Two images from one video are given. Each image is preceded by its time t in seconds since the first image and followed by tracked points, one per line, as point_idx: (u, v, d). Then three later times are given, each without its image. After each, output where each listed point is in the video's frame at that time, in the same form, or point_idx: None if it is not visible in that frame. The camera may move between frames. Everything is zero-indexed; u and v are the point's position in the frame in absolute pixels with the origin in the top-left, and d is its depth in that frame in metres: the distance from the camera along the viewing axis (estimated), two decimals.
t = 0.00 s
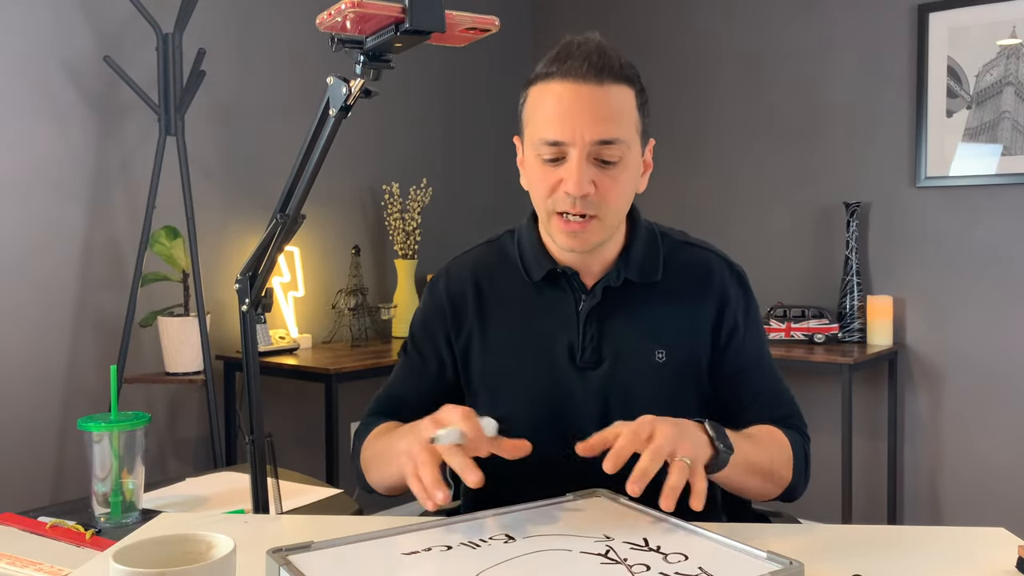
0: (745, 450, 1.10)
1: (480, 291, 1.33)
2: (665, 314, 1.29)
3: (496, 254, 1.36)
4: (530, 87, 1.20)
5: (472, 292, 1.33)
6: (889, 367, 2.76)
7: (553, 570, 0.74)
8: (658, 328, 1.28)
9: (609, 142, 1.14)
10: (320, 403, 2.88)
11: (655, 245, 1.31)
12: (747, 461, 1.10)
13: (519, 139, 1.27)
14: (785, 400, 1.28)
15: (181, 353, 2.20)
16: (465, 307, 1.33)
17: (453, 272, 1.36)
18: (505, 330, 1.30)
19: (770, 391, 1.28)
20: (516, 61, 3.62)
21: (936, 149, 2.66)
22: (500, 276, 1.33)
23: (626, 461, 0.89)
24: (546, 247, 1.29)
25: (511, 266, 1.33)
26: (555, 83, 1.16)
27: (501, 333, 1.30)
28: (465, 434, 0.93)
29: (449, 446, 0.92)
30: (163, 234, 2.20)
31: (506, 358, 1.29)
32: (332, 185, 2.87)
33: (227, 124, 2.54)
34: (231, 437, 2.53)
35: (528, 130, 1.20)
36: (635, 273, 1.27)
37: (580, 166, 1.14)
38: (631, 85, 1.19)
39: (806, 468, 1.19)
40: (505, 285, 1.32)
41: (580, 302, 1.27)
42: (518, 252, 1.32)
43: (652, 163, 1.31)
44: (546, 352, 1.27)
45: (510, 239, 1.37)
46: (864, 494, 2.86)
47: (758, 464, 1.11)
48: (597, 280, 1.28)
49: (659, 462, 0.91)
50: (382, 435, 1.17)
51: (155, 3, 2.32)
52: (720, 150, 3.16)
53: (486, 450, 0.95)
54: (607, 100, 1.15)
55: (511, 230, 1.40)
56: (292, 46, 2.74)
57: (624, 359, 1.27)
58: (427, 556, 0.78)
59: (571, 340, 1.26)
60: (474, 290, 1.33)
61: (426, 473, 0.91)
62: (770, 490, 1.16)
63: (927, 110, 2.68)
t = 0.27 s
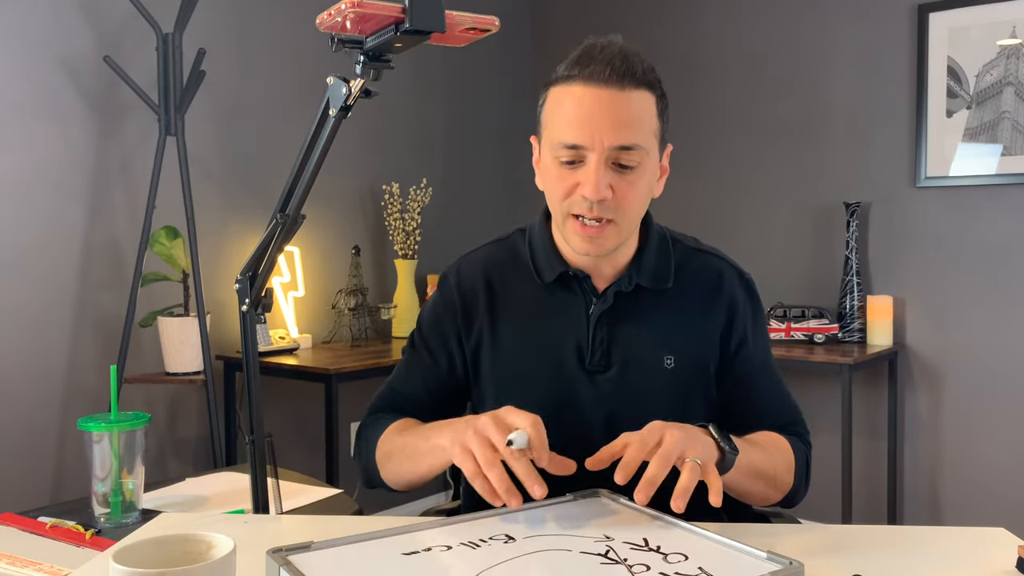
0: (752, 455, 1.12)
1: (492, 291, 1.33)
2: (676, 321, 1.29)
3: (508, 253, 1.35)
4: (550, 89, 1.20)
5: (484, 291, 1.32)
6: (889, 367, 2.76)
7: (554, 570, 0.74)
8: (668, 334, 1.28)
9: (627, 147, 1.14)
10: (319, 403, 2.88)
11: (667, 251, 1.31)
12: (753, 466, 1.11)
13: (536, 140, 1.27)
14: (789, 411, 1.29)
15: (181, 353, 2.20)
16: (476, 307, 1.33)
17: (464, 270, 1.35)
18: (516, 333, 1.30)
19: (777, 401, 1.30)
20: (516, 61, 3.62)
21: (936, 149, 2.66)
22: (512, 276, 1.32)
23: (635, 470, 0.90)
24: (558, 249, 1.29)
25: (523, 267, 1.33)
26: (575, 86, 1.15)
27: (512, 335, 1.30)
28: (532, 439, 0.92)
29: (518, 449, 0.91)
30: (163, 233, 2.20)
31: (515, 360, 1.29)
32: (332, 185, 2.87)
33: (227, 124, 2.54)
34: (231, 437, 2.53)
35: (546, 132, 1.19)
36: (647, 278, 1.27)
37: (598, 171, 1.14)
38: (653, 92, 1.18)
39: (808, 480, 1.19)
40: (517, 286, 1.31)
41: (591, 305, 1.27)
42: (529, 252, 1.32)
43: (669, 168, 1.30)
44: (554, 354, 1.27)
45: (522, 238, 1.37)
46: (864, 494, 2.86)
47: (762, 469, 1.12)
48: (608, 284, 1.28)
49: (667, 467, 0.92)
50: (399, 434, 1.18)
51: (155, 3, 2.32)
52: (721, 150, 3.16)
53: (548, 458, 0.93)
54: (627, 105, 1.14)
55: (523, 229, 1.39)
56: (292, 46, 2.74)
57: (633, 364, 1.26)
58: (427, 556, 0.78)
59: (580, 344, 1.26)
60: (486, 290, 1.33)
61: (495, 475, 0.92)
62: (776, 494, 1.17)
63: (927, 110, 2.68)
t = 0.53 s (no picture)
0: (756, 458, 1.10)
1: (496, 289, 1.33)
2: (679, 319, 1.29)
3: (512, 252, 1.35)
4: (556, 83, 1.20)
5: (488, 288, 1.32)
6: (889, 367, 2.76)
7: (554, 570, 0.74)
8: (672, 333, 1.28)
9: (632, 138, 1.15)
10: (319, 403, 2.88)
11: (671, 250, 1.31)
12: (757, 471, 1.10)
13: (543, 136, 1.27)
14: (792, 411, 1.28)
15: (181, 353, 2.20)
16: (480, 305, 1.33)
17: (469, 268, 1.36)
18: (519, 331, 1.29)
19: (780, 399, 1.28)
20: (516, 61, 3.62)
21: (936, 149, 2.66)
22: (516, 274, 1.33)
23: (640, 477, 0.89)
24: (562, 246, 1.29)
25: (527, 265, 1.33)
26: (581, 77, 1.16)
27: (515, 333, 1.30)
28: (487, 436, 0.91)
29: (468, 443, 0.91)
30: (163, 233, 2.20)
31: (518, 358, 1.29)
32: (332, 185, 2.87)
33: (227, 124, 2.54)
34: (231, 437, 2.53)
35: (552, 125, 1.20)
36: (650, 277, 1.27)
37: (602, 161, 1.14)
38: (657, 85, 1.19)
39: (809, 485, 1.18)
40: (521, 284, 1.31)
41: (594, 303, 1.27)
42: (534, 250, 1.32)
43: (673, 168, 1.31)
44: (557, 352, 1.27)
45: (526, 237, 1.37)
46: (864, 494, 2.86)
47: (767, 474, 1.11)
48: (612, 283, 1.28)
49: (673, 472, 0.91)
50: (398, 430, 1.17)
51: (155, 4, 2.32)
52: (721, 150, 3.16)
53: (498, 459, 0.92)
54: (632, 96, 1.15)
55: (528, 228, 1.39)
56: (292, 46, 2.74)
57: (636, 362, 1.26)
58: (427, 556, 0.78)
59: (583, 341, 1.26)
60: (489, 288, 1.33)
61: (441, 464, 0.90)
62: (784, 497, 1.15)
63: (927, 110, 2.68)
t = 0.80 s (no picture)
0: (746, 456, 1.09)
1: (493, 287, 1.33)
2: (675, 317, 1.29)
3: (509, 250, 1.35)
4: (562, 85, 1.19)
5: (485, 286, 1.32)
6: (889, 367, 2.76)
7: (553, 570, 0.74)
8: (667, 331, 1.28)
9: (636, 149, 1.14)
10: (319, 403, 2.88)
11: (667, 248, 1.30)
12: (745, 470, 1.08)
13: (546, 136, 1.26)
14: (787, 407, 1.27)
15: (181, 353, 2.21)
16: (477, 303, 1.33)
17: (466, 265, 1.35)
18: (516, 329, 1.30)
19: (771, 397, 1.28)
20: (515, 61, 3.62)
21: (936, 149, 2.66)
22: (513, 272, 1.32)
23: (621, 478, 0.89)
24: (559, 245, 1.29)
25: (524, 263, 1.33)
26: (588, 84, 1.15)
27: (512, 331, 1.30)
28: (494, 442, 0.89)
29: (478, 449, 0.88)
30: (163, 233, 2.20)
31: (514, 356, 1.29)
32: (332, 185, 2.87)
33: (227, 124, 2.54)
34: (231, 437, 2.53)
35: (556, 128, 1.19)
36: (646, 275, 1.27)
37: (605, 170, 1.14)
38: (665, 96, 1.18)
39: (802, 486, 1.17)
40: (517, 283, 1.31)
41: (591, 302, 1.27)
42: (531, 249, 1.32)
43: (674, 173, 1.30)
44: (554, 350, 1.27)
45: (524, 236, 1.37)
46: (864, 494, 2.86)
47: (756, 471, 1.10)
48: (608, 281, 1.27)
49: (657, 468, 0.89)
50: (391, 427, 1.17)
51: (155, 4, 2.32)
52: (721, 150, 3.16)
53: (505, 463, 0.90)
54: (639, 107, 1.14)
55: (525, 226, 1.39)
56: (292, 46, 2.74)
57: (633, 360, 1.27)
58: (427, 556, 0.78)
59: (579, 340, 1.27)
60: (486, 286, 1.32)
61: (444, 469, 0.88)
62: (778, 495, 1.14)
63: (927, 110, 2.68)
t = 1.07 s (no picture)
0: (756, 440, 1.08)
1: (490, 283, 1.33)
2: (672, 311, 1.29)
3: (506, 247, 1.35)
4: (556, 76, 1.21)
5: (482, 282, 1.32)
6: (889, 367, 2.76)
7: (553, 570, 0.74)
8: (664, 325, 1.28)
9: (632, 130, 1.15)
10: (319, 403, 2.88)
11: (663, 243, 1.31)
12: (756, 451, 1.08)
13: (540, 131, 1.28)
14: (786, 394, 1.25)
15: (181, 353, 2.21)
16: (475, 299, 1.32)
17: (463, 263, 1.35)
18: (514, 325, 1.30)
19: (768, 386, 1.26)
20: (515, 61, 3.62)
21: (936, 149, 2.67)
22: (511, 269, 1.33)
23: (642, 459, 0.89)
24: (557, 240, 1.29)
25: (521, 260, 1.33)
26: (582, 69, 1.17)
27: (510, 326, 1.30)
28: (485, 390, 0.90)
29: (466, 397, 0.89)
30: (163, 233, 2.20)
31: (513, 352, 1.29)
32: (332, 185, 2.87)
33: (226, 124, 2.54)
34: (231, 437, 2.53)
35: (550, 117, 1.20)
36: (643, 270, 1.27)
37: (602, 153, 1.15)
38: (657, 80, 1.20)
39: (806, 476, 1.16)
40: (515, 279, 1.32)
41: (588, 298, 1.27)
42: (528, 246, 1.32)
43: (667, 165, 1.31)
44: (553, 347, 1.28)
45: (520, 233, 1.37)
46: (864, 494, 2.86)
47: (766, 455, 1.09)
48: (607, 276, 1.28)
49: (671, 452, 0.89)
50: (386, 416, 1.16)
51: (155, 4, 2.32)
52: (721, 150, 3.16)
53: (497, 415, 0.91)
54: (634, 90, 1.15)
55: (521, 224, 1.39)
56: (292, 46, 2.74)
57: (630, 356, 1.27)
58: (427, 556, 0.78)
59: (578, 336, 1.27)
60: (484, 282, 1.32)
61: (432, 418, 0.90)
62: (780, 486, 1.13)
63: (927, 110, 2.68)
